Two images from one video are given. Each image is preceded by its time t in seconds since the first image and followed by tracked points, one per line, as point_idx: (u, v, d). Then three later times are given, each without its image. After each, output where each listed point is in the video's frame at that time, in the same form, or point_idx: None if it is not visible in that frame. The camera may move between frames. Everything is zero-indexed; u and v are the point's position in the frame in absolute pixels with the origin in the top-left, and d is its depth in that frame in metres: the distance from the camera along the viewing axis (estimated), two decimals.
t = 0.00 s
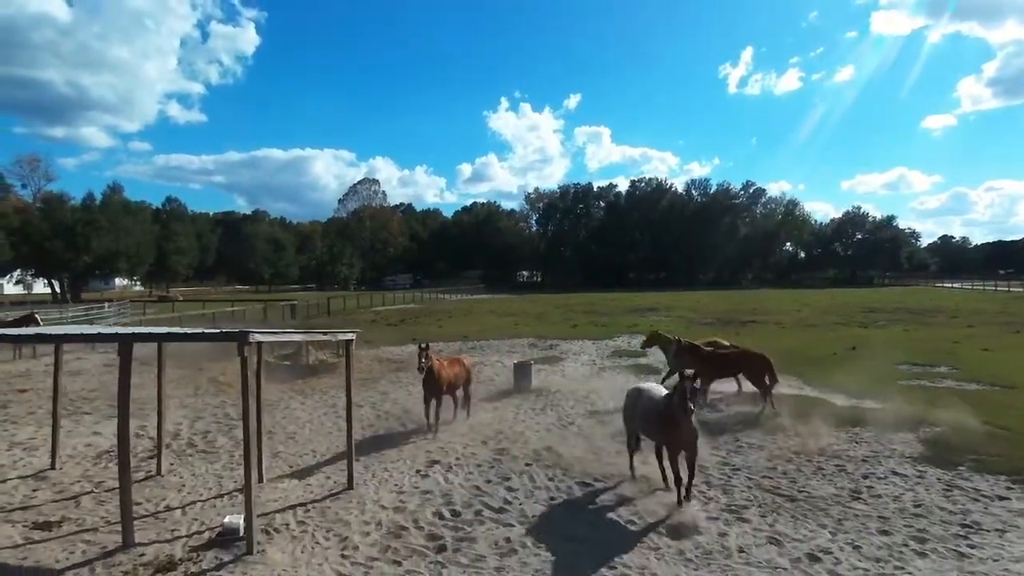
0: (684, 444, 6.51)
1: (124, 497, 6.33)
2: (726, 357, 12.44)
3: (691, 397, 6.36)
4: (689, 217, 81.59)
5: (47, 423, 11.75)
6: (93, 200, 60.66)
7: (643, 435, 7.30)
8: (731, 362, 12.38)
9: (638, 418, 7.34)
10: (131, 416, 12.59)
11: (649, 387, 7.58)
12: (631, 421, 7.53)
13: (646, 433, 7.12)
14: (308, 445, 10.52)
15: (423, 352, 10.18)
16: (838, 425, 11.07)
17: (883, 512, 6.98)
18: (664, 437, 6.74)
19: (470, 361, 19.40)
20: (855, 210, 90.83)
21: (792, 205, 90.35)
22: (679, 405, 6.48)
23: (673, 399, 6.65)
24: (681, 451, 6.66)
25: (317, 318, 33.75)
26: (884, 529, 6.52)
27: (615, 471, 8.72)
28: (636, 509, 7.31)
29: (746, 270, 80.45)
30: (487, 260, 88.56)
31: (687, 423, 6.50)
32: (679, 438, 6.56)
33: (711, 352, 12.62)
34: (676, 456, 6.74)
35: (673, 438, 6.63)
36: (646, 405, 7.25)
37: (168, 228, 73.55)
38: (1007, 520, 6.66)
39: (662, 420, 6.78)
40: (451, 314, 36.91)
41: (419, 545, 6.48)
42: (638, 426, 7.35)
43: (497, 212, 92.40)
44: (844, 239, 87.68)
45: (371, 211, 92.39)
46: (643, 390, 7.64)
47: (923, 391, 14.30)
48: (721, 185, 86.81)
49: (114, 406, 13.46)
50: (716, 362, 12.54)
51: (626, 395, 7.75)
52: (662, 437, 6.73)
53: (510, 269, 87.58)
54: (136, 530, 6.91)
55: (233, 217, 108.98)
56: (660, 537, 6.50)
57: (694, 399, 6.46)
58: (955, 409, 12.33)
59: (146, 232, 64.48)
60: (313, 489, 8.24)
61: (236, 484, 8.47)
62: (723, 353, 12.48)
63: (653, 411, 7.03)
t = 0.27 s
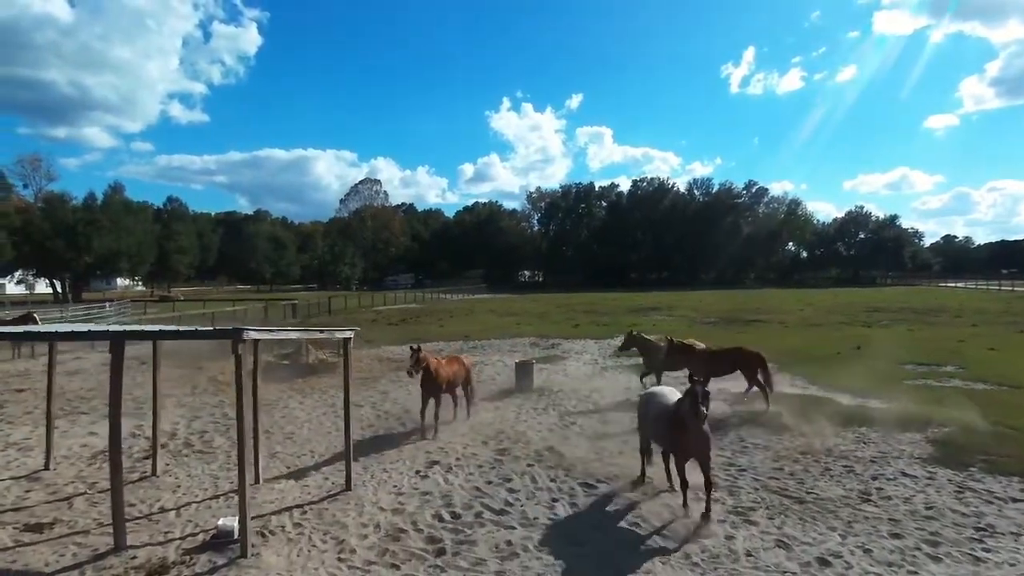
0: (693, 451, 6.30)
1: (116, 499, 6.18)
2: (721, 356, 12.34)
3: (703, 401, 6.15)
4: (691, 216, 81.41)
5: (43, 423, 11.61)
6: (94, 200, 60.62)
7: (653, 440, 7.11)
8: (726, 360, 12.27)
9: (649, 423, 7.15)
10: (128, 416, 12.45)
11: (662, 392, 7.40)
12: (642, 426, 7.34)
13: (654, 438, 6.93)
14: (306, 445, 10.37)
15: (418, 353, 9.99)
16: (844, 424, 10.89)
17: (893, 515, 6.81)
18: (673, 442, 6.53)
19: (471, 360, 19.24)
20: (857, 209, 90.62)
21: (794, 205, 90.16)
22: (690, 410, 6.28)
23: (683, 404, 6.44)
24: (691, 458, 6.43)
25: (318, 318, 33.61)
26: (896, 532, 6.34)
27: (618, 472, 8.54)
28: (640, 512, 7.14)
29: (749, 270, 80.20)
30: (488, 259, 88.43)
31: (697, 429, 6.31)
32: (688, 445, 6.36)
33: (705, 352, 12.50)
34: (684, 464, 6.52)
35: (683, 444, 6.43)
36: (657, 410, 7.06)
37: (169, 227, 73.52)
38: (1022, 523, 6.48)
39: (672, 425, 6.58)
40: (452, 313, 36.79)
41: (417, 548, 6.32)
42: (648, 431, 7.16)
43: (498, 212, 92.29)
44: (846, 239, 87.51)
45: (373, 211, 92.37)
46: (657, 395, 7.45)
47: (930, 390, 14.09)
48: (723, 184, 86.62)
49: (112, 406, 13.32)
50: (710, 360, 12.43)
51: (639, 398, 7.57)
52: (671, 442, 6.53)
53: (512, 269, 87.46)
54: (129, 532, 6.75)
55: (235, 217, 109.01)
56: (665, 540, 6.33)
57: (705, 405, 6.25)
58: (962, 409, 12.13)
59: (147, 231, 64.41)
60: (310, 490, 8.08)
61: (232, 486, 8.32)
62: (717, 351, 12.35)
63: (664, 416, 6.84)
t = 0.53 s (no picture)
0: (700, 452, 6.05)
1: (101, 502, 5.95)
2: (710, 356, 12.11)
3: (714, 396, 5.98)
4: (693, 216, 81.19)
5: (35, 424, 11.39)
6: (95, 200, 60.56)
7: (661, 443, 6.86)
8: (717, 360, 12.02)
9: (658, 424, 6.92)
10: (122, 417, 12.23)
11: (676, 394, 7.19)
12: (651, 428, 7.11)
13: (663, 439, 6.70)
14: (302, 446, 10.14)
15: (414, 351, 9.73)
16: (854, 425, 10.61)
17: (909, 519, 6.56)
18: (680, 443, 6.29)
19: (472, 360, 19.00)
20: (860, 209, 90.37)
21: (797, 204, 89.93)
22: (701, 408, 6.04)
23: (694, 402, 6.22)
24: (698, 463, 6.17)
25: (318, 317, 33.42)
26: (913, 538, 6.08)
27: (622, 475, 8.29)
28: (645, 516, 6.87)
29: (752, 269, 79.82)
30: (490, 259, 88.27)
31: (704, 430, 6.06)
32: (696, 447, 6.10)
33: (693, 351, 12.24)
34: (690, 467, 6.25)
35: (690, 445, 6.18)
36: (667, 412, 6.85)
37: (171, 228, 73.46)
38: None
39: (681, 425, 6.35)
40: (453, 313, 36.62)
41: (414, 554, 6.07)
42: (657, 433, 6.92)
43: (500, 211, 92.18)
44: (850, 238, 87.30)
45: (374, 211, 92.37)
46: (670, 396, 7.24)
47: (939, 390, 13.84)
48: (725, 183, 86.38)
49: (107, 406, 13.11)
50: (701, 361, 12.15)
51: (651, 399, 7.36)
52: (678, 443, 6.32)
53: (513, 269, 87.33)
54: (115, 537, 6.51)
55: (237, 218, 109.07)
56: (672, 547, 6.08)
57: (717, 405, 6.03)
58: (973, 409, 11.86)
59: (148, 231, 64.29)
60: (305, 492, 7.83)
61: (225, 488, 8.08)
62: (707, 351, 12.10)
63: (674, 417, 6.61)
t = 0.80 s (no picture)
0: (712, 463, 5.77)
1: (78, 510, 5.66)
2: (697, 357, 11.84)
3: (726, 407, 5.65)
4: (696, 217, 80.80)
5: (24, 427, 11.11)
6: (96, 200, 60.41)
7: (670, 450, 6.58)
8: (704, 362, 11.76)
9: (666, 430, 6.64)
10: (114, 419, 11.94)
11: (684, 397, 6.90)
12: (659, 435, 6.81)
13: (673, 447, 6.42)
14: (296, 449, 9.84)
15: (413, 350, 9.42)
16: (867, 427, 10.25)
17: (930, 528, 6.23)
18: (691, 452, 6.01)
19: (473, 361, 18.71)
20: (864, 209, 89.90)
21: (800, 204, 89.52)
22: (712, 417, 5.75)
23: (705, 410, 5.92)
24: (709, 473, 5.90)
25: (319, 318, 33.17)
26: (935, 548, 5.75)
27: (626, 480, 7.97)
28: (651, 525, 6.55)
29: (755, 270, 79.43)
30: (492, 260, 87.98)
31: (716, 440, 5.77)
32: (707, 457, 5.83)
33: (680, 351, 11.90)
34: (703, 478, 5.98)
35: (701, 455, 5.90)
36: (675, 418, 6.54)
37: (172, 228, 73.28)
38: None
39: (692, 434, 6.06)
40: (454, 313, 36.34)
41: (409, 564, 5.76)
42: (666, 440, 6.64)
43: (502, 212, 91.91)
44: (853, 239, 86.79)
45: (376, 212, 92.16)
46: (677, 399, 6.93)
47: (951, 392, 13.48)
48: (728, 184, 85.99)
49: (99, 408, 12.83)
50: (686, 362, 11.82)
51: (658, 403, 7.07)
52: (689, 454, 6.03)
53: (515, 269, 87.02)
54: (95, 546, 6.21)
55: (238, 219, 108.99)
56: (681, 559, 5.77)
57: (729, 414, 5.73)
58: (988, 412, 11.50)
59: (149, 232, 64.10)
60: (297, 498, 7.53)
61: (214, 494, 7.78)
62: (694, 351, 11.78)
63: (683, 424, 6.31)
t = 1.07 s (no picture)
0: (724, 471, 5.40)
1: (48, 520, 5.32)
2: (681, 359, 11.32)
3: (733, 410, 5.25)
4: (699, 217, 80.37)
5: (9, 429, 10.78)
6: (96, 201, 60.20)
7: (679, 457, 6.22)
8: (689, 363, 11.24)
9: (673, 435, 6.26)
10: (102, 421, 11.60)
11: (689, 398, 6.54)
12: (667, 440, 6.45)
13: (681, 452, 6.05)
14: (288, 453, 9.48)
15: (412, 349, 9.01)
16: (884, 431, 9.80)
17: (955, 539, 5.85)
18: (700, 457, 5.64)
19: (473, 362, 18.34)
20: (867, 209, 89.43)
21: (803, 204, 89.08)
22: (719, 420, 5.37)
23: (712, 412, 5.54)
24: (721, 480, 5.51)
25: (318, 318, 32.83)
26: (963, 562, 5.37)
27: (631, 486, 7.60)
28: (657, 535, 6.19)
29: (758, 270, 78.88)
30: (493, 260, 87.64)
31: (725, 444, 5.38)
32: (719, 461, 5.45)
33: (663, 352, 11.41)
34: (715, 486, 5.59)
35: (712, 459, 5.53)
36: (682, 422, 6.16)
37: (172, 229, 73.04)
38: None
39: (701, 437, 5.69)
40: (455, 314, 36.00)
41: None
42: (673, 446, 6.28)
43: (503, 212, 91.59)
44: (857, 239, 86.31)
45: (377, 212, 91.89)
46: (684, 400, 6.53)
47: (964, 393, 13.10)
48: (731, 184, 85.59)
49: (88, 411, 12.49)
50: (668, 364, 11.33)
51: (663, 407, 6.71)
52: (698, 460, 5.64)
53: (516, 270, 86.67)
54: (69, 557, 5.87)
55: (240, 220, 108.82)
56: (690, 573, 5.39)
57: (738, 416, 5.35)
58: (1004, 413, 11.11)
59: (149, 232, 63.86)
60: (285, 506, 7.18)
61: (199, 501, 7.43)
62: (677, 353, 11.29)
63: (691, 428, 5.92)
